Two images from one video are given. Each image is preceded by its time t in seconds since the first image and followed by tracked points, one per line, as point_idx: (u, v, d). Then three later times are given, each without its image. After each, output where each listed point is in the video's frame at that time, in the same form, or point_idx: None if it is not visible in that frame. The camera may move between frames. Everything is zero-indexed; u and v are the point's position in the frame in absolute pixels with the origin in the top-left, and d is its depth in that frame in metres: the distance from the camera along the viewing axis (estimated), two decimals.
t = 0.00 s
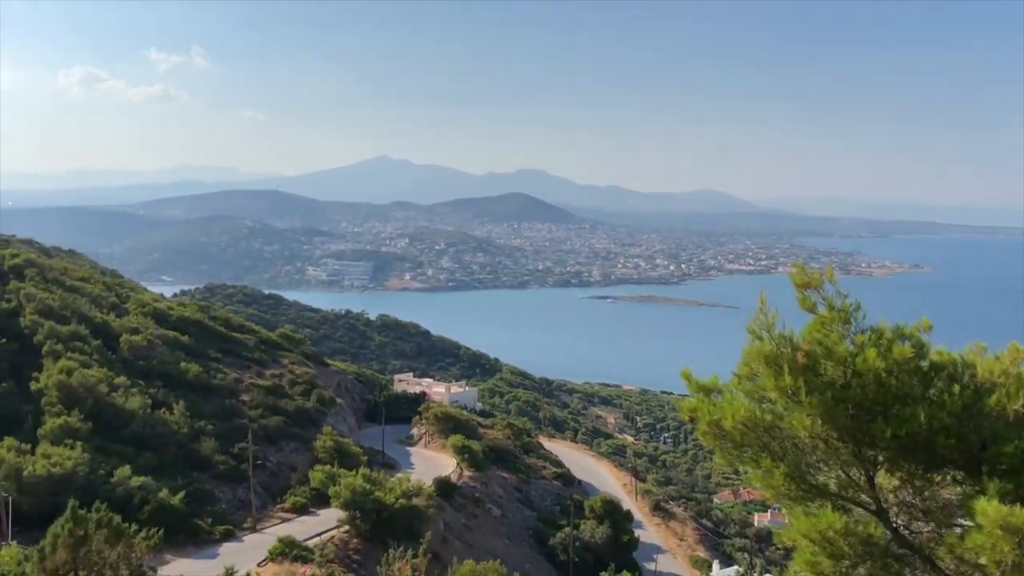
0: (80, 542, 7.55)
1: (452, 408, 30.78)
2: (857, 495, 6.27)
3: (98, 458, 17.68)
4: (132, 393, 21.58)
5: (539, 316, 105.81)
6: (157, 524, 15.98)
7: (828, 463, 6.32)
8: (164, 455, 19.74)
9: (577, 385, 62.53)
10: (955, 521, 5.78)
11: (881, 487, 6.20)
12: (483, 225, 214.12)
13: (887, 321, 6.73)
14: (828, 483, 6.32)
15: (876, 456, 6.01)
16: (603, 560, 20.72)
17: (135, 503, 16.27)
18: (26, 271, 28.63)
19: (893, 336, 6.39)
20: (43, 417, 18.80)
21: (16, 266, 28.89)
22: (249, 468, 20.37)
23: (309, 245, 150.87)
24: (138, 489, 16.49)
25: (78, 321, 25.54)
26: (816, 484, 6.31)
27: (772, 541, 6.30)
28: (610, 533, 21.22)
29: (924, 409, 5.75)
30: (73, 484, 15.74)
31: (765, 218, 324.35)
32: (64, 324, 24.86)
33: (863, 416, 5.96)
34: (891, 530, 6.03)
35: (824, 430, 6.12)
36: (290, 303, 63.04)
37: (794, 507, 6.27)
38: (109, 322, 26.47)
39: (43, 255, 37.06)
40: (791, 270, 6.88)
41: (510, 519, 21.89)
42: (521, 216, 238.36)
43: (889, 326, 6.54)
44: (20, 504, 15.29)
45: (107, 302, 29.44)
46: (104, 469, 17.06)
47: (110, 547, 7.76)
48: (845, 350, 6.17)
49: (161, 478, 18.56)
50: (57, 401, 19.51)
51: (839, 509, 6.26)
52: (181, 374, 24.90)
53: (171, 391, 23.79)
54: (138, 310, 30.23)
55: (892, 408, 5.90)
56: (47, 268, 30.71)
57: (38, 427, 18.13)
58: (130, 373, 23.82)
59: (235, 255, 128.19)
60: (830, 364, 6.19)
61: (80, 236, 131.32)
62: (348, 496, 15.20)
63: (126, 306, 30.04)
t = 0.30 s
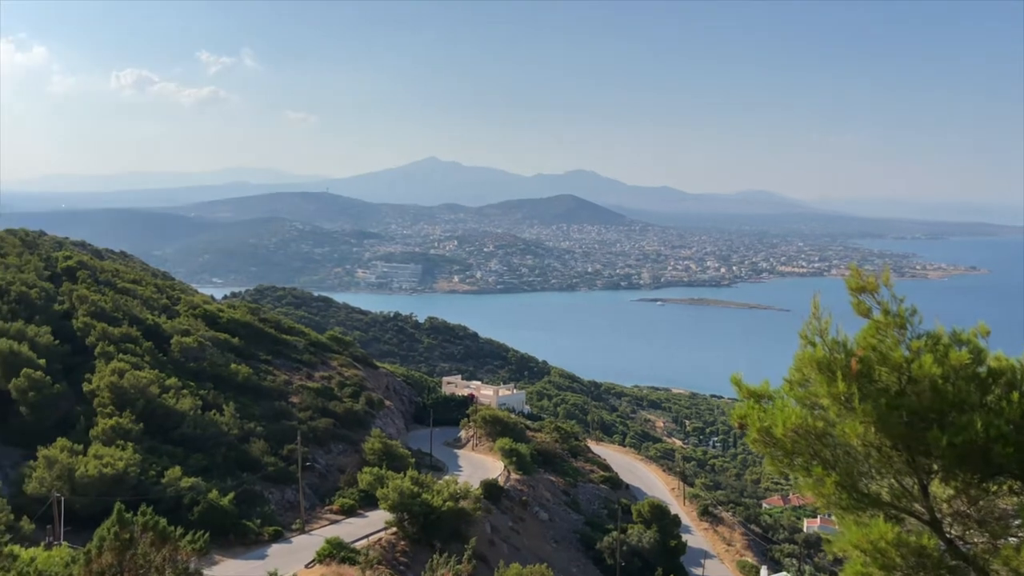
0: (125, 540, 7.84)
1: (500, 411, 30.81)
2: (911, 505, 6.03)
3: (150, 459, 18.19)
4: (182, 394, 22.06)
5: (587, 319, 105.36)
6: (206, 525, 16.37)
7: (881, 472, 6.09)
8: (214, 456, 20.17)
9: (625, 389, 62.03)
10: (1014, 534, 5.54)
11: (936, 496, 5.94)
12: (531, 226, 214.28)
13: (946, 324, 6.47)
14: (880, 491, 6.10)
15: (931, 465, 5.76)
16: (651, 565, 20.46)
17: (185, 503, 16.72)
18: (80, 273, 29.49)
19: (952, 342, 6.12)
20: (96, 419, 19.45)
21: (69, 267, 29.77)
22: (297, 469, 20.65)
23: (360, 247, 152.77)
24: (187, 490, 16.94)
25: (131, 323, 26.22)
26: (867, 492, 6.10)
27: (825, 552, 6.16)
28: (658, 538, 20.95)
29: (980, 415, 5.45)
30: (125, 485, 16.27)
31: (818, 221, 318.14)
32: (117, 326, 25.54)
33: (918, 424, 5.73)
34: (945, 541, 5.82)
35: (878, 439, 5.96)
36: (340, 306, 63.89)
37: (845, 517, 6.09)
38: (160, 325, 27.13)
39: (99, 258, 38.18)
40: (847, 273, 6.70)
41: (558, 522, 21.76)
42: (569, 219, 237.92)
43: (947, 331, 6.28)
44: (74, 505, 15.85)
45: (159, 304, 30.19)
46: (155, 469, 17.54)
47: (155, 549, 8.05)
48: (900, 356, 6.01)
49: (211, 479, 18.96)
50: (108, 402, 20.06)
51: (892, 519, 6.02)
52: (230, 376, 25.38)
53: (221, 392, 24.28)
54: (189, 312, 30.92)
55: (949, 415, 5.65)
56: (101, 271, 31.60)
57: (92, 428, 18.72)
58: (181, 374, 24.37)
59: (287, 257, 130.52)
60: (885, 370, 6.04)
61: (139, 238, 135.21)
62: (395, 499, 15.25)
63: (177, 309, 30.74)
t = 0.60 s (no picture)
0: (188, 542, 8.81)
1: (564, 416, 30.68)
2: (978, 516, 6.30)
3: (214, 461, 18.64)
4: (246, 397, 22.54)
5: (650, 323, 104.24)
6: (268, 530, 16.71)
7: (948, 483, 6.33)
8: (279, 460, 20.56)
9: (690, 394, 60.96)
10: None
11: (1003, 508, 6.20)
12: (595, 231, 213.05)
13: (1011, 332, 6.74)
14: (947, 502, 6.36)
15: (999, 477, 6.00)
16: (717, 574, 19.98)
17: (249, 507, 17.04)
18: (145, 275, 30.43)
19: (1017, 351, 6.41)
20: (159, 421, 20.13)
21: (133, 270, 30.75)
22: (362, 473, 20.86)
23: (424, 250, 154.36)
24: (251, 493, 17.27)
25: (195, 325, 26.96)
26: (934, 503, 6.36)
27: (892, 562, 6.38)
28: (723, 546, 20.45)
29: None
30: (189, 488, 16.77)
31: (892, 225, 308.09)
32: (180, 327, 26.29)
33: (985, 433, 5.94)
34: (1013, 551, 6.07)
35: (944, 449, 6.15)
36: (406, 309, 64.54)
37: (911, 527, 6.38)
38: (224, 327, 27.80)
39: (166, 261, 39.37)
40: (911, 281, 7.00)
41: (622, 529, 21.49)
42: (633, 223, 235.80)
43: (1012, 339, 6.57)
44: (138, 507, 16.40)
45: (223, 306, 30.99)
46: (219, 472, 17.95)
47: (214, 554, 8.99)
48: (966, 365, 6.24)
49: (276, 483, 19.32)
50: (172, 404, 20.72)
51: (959, 530, 6.31)
52: (294, 379, 25.82)
53: (286, 395, 24.77)
54: (253, 314, 31.63)
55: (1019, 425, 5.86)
56: (164, 273, 32.54)
57: (156, 431, 19.33)
58: (246, 377, 24.94)
59: (353, 260, 132.81)
60: (952, 378, 6.26)
61: (212, 241, 139.46)
62: (460, 503, 15.25)
63: (241, 311, 31.49)
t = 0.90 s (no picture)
0: (258, 543, 9.22)
1: (636, 421, 30.49)
2: None
3: (291, 462, 19.18)
4: (323, 400, 23.10)
5: (722, 329, 102.65)
6: (343, 531, 17.17)
7: None
8: (355, 461, 21.01)
9: (765, 401, 59.78)
10: None
11: None
12: (667, 235, 210.89)
13: None
14: None
15: None
16: None
17: (325, 507, 17.46)
18: (225, 281, 31.48)
19: None
20: (238, 422, 20.84)
21: (214, 275, 31.85)
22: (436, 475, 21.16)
23: (495, 256, 155.48)
24: (327, 494, 17.66)
25: (274, 329, 27.79)
26: (1012, 514, 6.20)
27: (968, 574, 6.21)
28: (798, 554, 19.96)
29: None
30: (266, 488, 17.26)
31: (978, 229, 295.77)
32: (259, 331, 27.13)
33: None
34: None
35: None
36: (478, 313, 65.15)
37: (990, 538, 6.21)
38: (301, 331, 28.53)
39: (247, 266, 40.72)
40: (989, 286, 6.81)
41: (695, 535, 21.20)
42: (706, 228, 232.69)
43: None
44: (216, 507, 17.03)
45: (302, 311, 31.83)
46: (296, 473, 18.41)
47: (285, 555, 9.33)
48: None
49: (351, 484, 19.73)
50: (251, 406, 21.42)
51: None
52: (371, 383, 26.35)
53: (361, 398, 25.30)
54: (330, 319, 32.40)
55: None
56: (245, 277, 33.63)
57: (236, 433, 20.03)
58: (323, 379, 25.56)
59: (426, 265, 134.77)
60: None
61: (291, 245, 143.55)
62: (533, 507, 15.30)
63: (319, 315, 32.29)
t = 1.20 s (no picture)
0: (341, 548, 9.50)
1: (719, 433, 29.87)
2: None
3: (379, 468, 19.45)
4: (410, 406, 23.35)
5: (805, 338, 99.91)
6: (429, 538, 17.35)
7: None
8: (441, 467, 21.20)
9: (854, 413, 57.79)
10: None
11: None
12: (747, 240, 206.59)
13: None
14: None
15: None
16: None
17: (412, 513, 17.63)
18: (316, 288, 32.23)
19: None
20: (330, 426, 21.25)
21: (306, 282, 32.65)
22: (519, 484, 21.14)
23: (572, 263, 155.22)
24: (415, 500, 17.85)
25: (362, 335, 28.28)
26: None
27: None
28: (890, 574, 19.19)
29: None
30: (357, 493, 17.57)
31: None
32: (348, 337, 27.65)
33: None
34: None
35: None
36: (557, 321, 65.05)
37: None
38: (389, 337, 28.89)
39: (335, 273, 41.70)
40: None
41: (783, 552, 20.64)
42: (787, 234, 227.11)
43: None
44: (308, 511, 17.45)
45: (388, 318, 32.33)
46: (385, 478, 18.66)
47: (368, 561, 9.46)
48: None
49: (438, 490, 19.91)
50: (341, 411, 21.83)
51: None
52: (455, 389, 26.53)
53: (446, 404, 25.51)
54: (415, 325, 32.78)
55: None
56: (335, 284, 34.42)
57: (328, 438, 20.44)
58: (409, 385, 25.86)
59: (504, 272, 135.67)
60: None
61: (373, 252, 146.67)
62: (617, 519, 15.12)
63: (405, 322, 32.72)
